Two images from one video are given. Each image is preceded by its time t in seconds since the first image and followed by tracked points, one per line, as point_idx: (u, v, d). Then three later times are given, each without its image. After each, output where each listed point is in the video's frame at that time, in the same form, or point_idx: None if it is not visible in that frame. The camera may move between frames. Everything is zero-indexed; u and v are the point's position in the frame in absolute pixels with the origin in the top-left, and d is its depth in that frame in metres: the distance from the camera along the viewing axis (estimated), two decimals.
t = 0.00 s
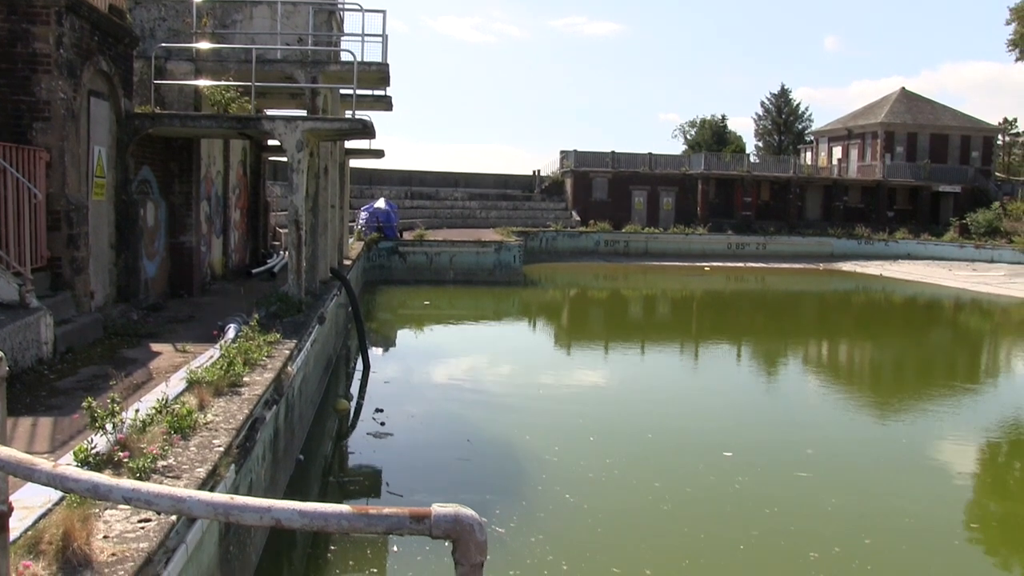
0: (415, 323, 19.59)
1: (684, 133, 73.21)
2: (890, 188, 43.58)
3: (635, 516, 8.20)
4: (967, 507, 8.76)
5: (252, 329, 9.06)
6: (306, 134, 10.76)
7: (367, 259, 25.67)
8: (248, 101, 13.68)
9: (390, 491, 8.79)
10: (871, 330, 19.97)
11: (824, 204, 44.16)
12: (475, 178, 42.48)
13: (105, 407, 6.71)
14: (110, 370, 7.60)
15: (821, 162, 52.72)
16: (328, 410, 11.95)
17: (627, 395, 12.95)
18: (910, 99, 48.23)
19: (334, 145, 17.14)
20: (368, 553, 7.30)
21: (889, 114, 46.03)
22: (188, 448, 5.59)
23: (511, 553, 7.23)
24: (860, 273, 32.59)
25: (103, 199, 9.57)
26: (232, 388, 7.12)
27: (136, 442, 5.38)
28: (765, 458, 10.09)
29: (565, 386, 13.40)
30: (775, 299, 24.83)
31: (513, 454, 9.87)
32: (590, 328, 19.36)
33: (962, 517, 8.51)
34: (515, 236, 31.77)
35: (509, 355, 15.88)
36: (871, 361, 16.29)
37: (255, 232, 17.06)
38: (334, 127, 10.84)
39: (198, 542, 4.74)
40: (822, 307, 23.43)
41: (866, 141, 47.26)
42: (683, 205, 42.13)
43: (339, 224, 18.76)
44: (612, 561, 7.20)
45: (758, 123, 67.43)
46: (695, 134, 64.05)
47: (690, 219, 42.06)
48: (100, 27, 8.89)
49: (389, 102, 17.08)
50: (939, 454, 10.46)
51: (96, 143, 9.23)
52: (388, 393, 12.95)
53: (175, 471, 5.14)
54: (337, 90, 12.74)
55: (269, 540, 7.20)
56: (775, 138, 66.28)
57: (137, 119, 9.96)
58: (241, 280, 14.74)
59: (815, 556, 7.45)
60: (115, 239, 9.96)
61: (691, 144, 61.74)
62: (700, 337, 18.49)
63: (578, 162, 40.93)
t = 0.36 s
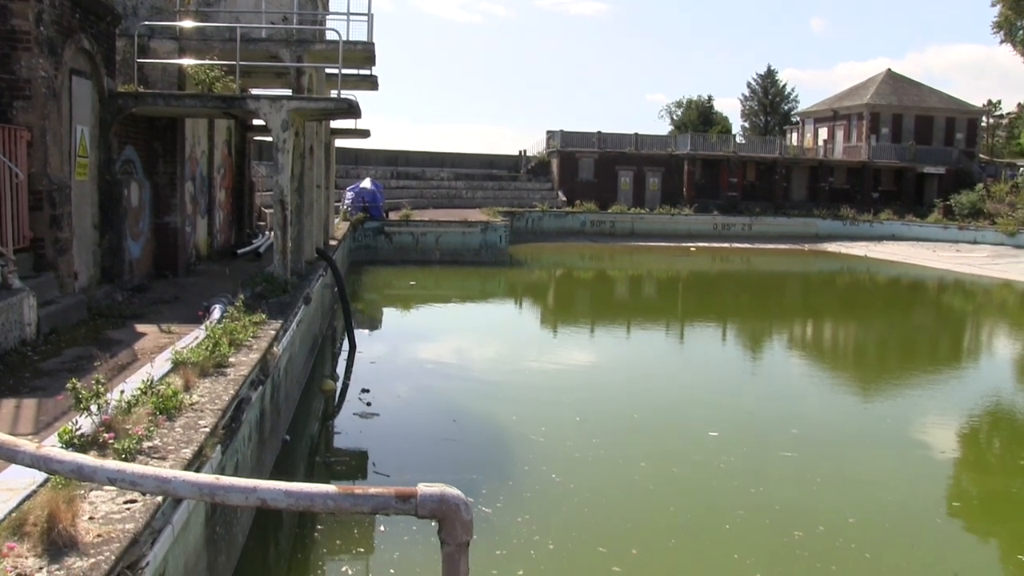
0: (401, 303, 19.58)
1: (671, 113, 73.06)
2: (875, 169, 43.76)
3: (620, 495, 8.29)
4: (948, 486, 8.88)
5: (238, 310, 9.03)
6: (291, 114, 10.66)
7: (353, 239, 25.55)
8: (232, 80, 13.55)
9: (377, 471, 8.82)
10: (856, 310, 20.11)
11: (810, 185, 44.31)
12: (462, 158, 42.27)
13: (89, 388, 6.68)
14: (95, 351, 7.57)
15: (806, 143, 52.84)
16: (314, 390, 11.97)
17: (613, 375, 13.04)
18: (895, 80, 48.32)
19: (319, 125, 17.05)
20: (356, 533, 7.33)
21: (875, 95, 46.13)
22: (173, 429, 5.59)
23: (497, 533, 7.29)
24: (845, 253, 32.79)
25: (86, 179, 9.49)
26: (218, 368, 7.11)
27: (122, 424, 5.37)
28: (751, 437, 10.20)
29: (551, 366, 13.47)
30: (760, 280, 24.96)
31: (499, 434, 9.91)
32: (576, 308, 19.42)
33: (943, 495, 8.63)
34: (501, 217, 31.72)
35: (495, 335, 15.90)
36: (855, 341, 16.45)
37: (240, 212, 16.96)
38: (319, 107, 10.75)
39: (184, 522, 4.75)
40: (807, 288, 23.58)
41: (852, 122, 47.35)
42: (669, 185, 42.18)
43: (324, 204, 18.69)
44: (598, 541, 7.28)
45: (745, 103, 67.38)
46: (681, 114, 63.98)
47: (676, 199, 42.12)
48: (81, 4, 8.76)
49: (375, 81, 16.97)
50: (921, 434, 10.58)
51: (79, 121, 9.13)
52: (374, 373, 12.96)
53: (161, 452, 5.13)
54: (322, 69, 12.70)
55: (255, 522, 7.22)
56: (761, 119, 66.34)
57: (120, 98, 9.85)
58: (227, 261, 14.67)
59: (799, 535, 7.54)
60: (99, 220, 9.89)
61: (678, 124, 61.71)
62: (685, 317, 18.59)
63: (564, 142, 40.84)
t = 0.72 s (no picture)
0: (387, 288, 19.56)
1: (656, 98, 72.96)
2: (860, 155, 43.96)
3: (606, 480, 8.34)
4: (930, 470, 9.00)
5: (223, 295, 8.99)
6: (276, 98, 10.58)
7: (338, 224, 25.43)
8: (216, 64, 13.43)
9: (363, 456, 8.84)
10: (840, 295, 20.24)
11: (795, 171, 44.48)
12: (447, 143, 42.10)
13: (74, 374, 6.65)
14: (79, 337, 7.52)
15: (792, 129, 52.98)
16: (299, 376, 11.95)
17: (599, 360, 13.10)
18: (881, 66, 48.47)
19: (304, 109, 16.95)
20: (342, 518, 7.35)
21: (860, 81, 46.27)
22: (158, 415, 5.58)
23: (484, 518, 7.32)
24: (830, 239, 32.97)
25: (69, 164, 9.40)
26: (203, 354, 7.09)
27: (106, 410, 5.35)
28: (736, 422, 10.27)
29: (537, 351, 13.50)
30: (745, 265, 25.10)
31: (485, 419, 9.95)
32: (561, 294, 19.45)
33: (925, 479, 8.74)
34: (487, 202, 31.68)
35: (481, 321, 15.91)
36: (839, 326, 16.59)
37: (225, 197, 16.85)
38: (304, 91, 10.68)
39: (170, 509, 4.75)
40: (791, 273, 23.71)
41: (838, 108, 47.49)
42: (654, 170, 42.24)
43: (309, 189, 18.60)
44: (584, 526, 7.33)
45: (730, 89, 67.43)
46: (666, 100, 63.96)
47: (662, 184, 42.18)
48: None
49: (360, 66, 16.88)
50: (904, 418, 10.70)
51: (60, 106, 9.05)
52: (359, 358, 12.96)
53: (146, 438, 5.12)
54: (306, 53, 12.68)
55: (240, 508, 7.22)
56: (747, 105, 66.42)
57: (102, 82, 9.75)
58: (211, 246, 14.58)
59: (784, 519, 7.62)
60: (82, 205, 9.81)
61: (663, 110, 61.70)
62: (670, 302, 18.68)
63: (550, 127, 40.76)
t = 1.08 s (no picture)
0: (373, 271, 19.54)
1: (644, 82, 72.81)
2: (846, 139, 44.12)
3: (592, 463, 8.40)
4: (912, 453, 9.12)
5: (208, 278, 8.96)
6: (260, 81, 10.49)
7: (324, 207, 25.30)
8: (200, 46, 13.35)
9: (350, 439, 8.88)
10: (826, 279, 20.36)
11: (781, 154, 44.61)
12: (434, 126, 41.92)
13: (59, 358, 6.64)
14: (63, 321, 7.49)
15: (779, 113, 53.07)
16: (286, 359, 11.96)
17: (585, 343, 13.16)
18: (868, 50, 48.53)
19: (289, 92, 16.84)
20: (329, 500, 7.40)
21: (847, 65, 46.34)
22: (144, 398, 5.59)
23: (470, 500, 7.39)
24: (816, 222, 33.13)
25: (51, 146, 9.33)
26: (189, 337, 7.08)
27: (91, 393, 5.36)
28: (721, 405, 10.36)
29: (523, 335, 13.54)
30: (730, 248, 25.22)
31: (471, 402, 10.00)
32: (548, 276, 19.49)
33: (907, 462, 8.86)
34: (474, 184, 31.62)
35: (467, 304, 15.93)
36: (824, 310, 16.73)
37: (210, 180, 16.76)
38: (289, 73, 10.60)
39: (156, 491, 4.77)
40: (777, 257, 23.83)
41: (824, 91, 47.55)
42: (641, 153, 42.26)
43: (295, 172, 18.50)
44: (570, 508, 7.40)
45: (717, 72, 67.42)
46: (653, 83, 63.88)
47: (648, 167, 42.21)
48: None
49: (345, 48, 16.76)
50: (887, 402, 10.82)
51: (42, 87, 8.97)
52: (346, 341, 12.98)
53: (132, 421, 5.13)
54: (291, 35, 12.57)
55: (226, 491, 7.24)
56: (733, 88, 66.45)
57: (85, 64, 9.68)
58: (197, 229, 14.51)
59: (770, 501, 7.73)
60: (65, 187, 9.74)
61: (650, 93, 61.64)
62: (656, 286, 18.76)
63: (537, 110, 40.66)
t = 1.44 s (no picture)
0: (364, 246, 19.50)
1: (635, 57, 72.39)
2: (838, 115, 44.08)
3: (582, 438, 8.47)
4: (899, 429, 9.23)
5: (198, 254, 8.94)
6: (250, 55, 10.40)
7: (314, 182, 25.17)
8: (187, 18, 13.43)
9: (341, 413, 8.92)
10: (815, 256, 20.43)
11: (772, 130, 44.56)
12: (425, 100, 41.65)
13: (48, 333, 6.63)
14: (53, 296, 7.47)
15: (770, 89, 52.95)
16: (276, 334, 11.97)
17: (575, 319, 13.20)
18: (860, 26, 48.35)
19: (279, 66, 16.70)
20: (321, 474, 7.45)
21: (840, 41, 46.19)
22: (135, 373, 5.60)
23: (461, 474, 7.45)
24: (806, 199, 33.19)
25: (38, 121, 9.25)
26: (179, 313, 7.08)
27: (82, 367, 5.36)
28: (711, 381, 10.43)
29: (514, 310, 13.57)
30: (720, 224, 25.25)
31: (462, 377, 10.05)
32: (539, 252, 19.50)
33: (896, 437, 8.97)
34: (464, 159, 31.50)
35: (458, 279, 15.95)
36: (814, 286, 16.81)
37: (199, 155, 16.65)
38: (279, 47, 10.50)
39: (148, 466, 4.80)
40: (767, 233, 23.89)
41: (816, 67, 47.42)
42: (632, 128, 42.13)
43: (285, 147, 18.39)
44: (561, 484, 7.47)
45: (709, 48, 67.10)
46: (645, 58, 63.55)
47: (639, 143, 42.11)
48: None
49: (335, 21, 16.61)
50: (875, 378, 10.92)
51: (28, 61, 8.88)
52: (336, 316, 12.98)
53: (123, 396, 5.15)
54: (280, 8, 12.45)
55: (217, 466, 7.27)
56: (725, 64, 66.18)
57: (71, 37, 9.57)
58: (186, 205, 14.44)
59: (759, 477, 7.82)
60: (53, 162, 9.67)
61: (641, 68, 61.34)
62: (647, 261, 18.78)
63: (528, 85, 40.42)
